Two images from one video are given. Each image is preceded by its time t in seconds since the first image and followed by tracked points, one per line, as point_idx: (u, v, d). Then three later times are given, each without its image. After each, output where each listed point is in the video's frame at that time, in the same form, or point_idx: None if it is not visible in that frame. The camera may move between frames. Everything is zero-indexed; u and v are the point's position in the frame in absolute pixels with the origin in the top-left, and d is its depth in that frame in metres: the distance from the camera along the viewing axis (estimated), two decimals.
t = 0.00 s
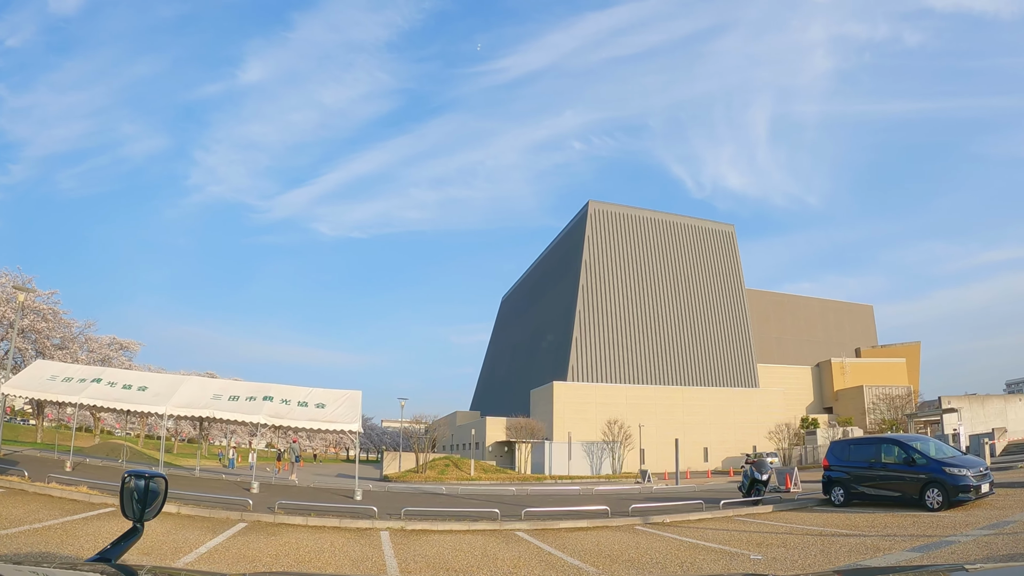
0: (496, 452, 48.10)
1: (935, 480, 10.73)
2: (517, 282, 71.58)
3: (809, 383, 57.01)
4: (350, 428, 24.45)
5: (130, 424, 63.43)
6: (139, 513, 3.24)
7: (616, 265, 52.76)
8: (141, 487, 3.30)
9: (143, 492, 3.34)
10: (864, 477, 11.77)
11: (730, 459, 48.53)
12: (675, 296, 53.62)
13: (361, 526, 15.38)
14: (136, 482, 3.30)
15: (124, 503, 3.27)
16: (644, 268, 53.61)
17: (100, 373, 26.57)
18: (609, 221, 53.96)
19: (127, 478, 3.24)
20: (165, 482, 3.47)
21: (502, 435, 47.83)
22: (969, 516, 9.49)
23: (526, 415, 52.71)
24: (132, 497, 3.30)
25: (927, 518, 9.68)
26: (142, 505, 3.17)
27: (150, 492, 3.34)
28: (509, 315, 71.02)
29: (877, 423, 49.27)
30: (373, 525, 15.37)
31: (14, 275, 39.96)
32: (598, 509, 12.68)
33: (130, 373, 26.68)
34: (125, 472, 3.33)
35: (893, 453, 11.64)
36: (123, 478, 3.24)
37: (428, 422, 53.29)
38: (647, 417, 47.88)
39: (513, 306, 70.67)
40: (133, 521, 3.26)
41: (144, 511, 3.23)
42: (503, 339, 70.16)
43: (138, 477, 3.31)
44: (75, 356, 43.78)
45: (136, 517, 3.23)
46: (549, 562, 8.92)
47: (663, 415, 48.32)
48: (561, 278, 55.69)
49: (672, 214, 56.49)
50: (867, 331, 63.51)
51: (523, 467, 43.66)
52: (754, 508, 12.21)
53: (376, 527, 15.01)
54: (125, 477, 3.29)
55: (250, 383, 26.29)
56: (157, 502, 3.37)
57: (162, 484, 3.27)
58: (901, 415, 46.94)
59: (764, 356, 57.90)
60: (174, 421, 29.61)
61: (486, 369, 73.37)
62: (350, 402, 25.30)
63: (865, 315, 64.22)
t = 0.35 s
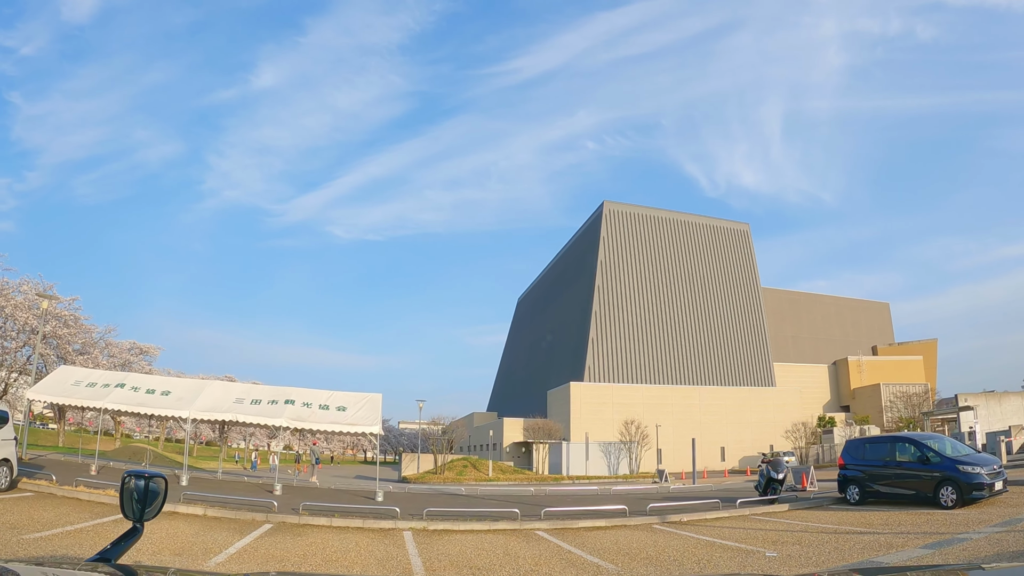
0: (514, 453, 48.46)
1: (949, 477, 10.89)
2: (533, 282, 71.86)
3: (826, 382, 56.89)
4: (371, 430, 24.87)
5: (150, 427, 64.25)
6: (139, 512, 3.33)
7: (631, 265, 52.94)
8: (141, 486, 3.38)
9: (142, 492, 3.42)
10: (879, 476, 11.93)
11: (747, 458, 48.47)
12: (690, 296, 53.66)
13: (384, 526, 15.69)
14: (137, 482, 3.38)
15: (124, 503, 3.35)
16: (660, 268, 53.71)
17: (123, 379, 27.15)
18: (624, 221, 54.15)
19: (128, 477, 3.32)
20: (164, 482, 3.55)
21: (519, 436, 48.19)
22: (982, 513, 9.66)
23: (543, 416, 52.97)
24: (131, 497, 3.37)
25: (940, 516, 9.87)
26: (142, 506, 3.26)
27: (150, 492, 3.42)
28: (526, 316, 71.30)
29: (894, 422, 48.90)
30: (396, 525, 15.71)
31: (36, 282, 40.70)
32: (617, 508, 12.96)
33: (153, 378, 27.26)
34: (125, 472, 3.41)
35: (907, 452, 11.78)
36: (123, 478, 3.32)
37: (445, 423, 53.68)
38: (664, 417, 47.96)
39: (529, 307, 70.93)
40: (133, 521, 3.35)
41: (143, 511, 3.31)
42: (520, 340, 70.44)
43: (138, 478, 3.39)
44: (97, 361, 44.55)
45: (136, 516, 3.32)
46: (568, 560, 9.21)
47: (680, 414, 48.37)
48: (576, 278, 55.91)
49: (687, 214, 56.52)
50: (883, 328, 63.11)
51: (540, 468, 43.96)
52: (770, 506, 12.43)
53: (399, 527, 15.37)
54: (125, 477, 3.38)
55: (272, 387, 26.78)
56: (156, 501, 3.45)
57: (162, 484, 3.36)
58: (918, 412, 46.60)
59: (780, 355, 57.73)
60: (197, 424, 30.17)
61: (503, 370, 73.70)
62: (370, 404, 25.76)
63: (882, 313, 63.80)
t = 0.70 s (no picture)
0: (527, 454, 48.74)
1: (959, 477, 11.03)
2: (545, 283, 72.13)
3: (839, 381, 56.69)
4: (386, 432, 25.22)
5: (167, 431, 64.97)
6: (139, 512, 3.42)
7: (643, 265, 53.08)
8: (141, 487, 3.46)
9: (142, 492, 3.50)
10: (890, 476, 12.07)
11: (761, 458, 48.44)
12: (702, 296, 53.70)
13: (402, 526, 15.98)
14: (136, 483, 3.47)
15: (125, 503, 3.44)
16: (672, 268, 53.80)
17: (141, 383, 27.64)
18: (636, 222, 54.30)
19: (127, 478, 3.41)
20: (164, 482, 3.64)
21: (532, 437, 48.47)
22: (990, 513, 9.83)
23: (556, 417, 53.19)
24: (131, 497, 3.47)
25: (949, 515, 10.03)
26: (142, 505, 3.34)
27: (150, 492, 3.51)
28: (538, 317, 71.56)
29: (907, 422, 48.51)
30: (414, 525, 16.01)
31: (53, 288, 41.31)
32: (631, 508, 13.18)
33: (170, 382, 27.75)
34: (126, 473, 3.50)
35: (917, 451, 11.92)
36: (124, 478, 3.42)
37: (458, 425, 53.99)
38: (677, 417, 48.04)
39: (541, 308, 71.18)
40: (133, 521, 3.44)
41: (143, 512, 3.40)
42: (532, 341, 70.70)
43: (138, 477, 3.48)
44: (113, 365, 45.27)
45: (136, 517, 3.41)
46: (582, 559, 9.44)
47: (693, 415, 48.42)
48: (588, 280, 56.14)
49: (698, 214, 56.57)
50: (896, 327, 62.75)
51: (553, 469, 44.18)
52: (781, 506, 12.61)
53: (416, 527, 15.67)
54: (125, 478, 3.47)
55: (288, 390, 27.19)
56: (156, 501, 3.54)
57: (162, 484, 3.44)
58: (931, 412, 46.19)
59: (792, 354, 57.64)
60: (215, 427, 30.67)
61: (515, 371, 73.99)
62: (385, 407, 26.13)
63: (894, 311, 63.48)
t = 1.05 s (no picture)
0: (537, 455, 48.97)
1: (965, 476, 11.16)
2: (554, 285, 72.38)
3: (849, 381, 56.51)
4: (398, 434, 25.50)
5: (179, 433, 65.56)
6: (139, 513, 3.42)
7: (653, 266, 53.17)
8: (141, 487, 3.47)
9: (142, 492, 3.51)
10: (898, 475, 12.20)
11: (771, 458, 48.40)
12: (712, 296, 53.73)
13: (415, 527, 16.23)
14: (136, 483, 3.47)
15: (125, 504, 3.44)
16: (681, 269, 53.88)
17: (155, 387, 28.01)
18: (645, 223, 54.42)
19: (127, 478, 3.42)
20: (164, 482, 3.64)
21: (542, 438, 48.68)
22: (997, 512, 9.95)
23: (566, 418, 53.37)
24: (131, 497, 3.46)
25: (956, 514, 10.16)
26: (142, 506, 3.35)
27: (150, 492, 3.52)
28: (547, 318, 71.81)
29: (917, 421, 48.47)
30: (427, 525, 16.28)
31: (66, 292, 41.77)
32: (641, 508, 13.37)
33: (184, 385, 28.12)
34: (125, 473, 3.50)
35: (924, 451, 12.05)
36: (123, 478, 3.41)
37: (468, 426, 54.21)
38: (687, 417, 48.10)
39: (551, 310, 71.43)
40: (133, 521, 3.43)
41: (143, 513, 3.40)
42: (542, 342, 70.93)
43: (137, 477, 3.48)
44: (126, 368, 45.74)
45: (136, 518, 3.41)
46: (593, 558, 9.63)
47: (703, 415, 48.47)
48: (598, 281, 56.26)
49: (707, 214, 56.60)
50: (906, 327, 62.48)
51: (563, 469, 44.36)
52: (789, 506, 12.76)
53: (429, 527, 15.87)
54: (125, 477, 3.47)
55: (300, 393, 27.53)
56: (156, 501, 3.55)
57: (162, 484, 3.45)
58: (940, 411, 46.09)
59: (801, 353, 57.52)
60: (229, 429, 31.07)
61: (526, 372, 74.23)
62: (397, 409, 26.42)
63: (904, 310, 63.22)
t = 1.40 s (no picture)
0: (546, 455, 49.12)
1: (971, 476, 11.26)
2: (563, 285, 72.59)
3: (857, 381, 56.39)
4: (408, 435, 25.71)
5: (189, 433, 65.96)
6: (139, 513, 3.41)
7: (661, 266, 53.24)
8: (142, 486, 3.47)
9: (143, 492, 3.51)
10: (905, 475, 12.29)
11: (780, 458, 48.34)
12: (720, 297, 53.75)
13: (426, 527, 16.39)
14: (138, 482, 3.47)
15: (125, 504, 3.44)
16: (689, 269, 53.92)
17: (167, 388, 28.37)
18: (654, 223, 54.49)
19: (128, 478, 3.41)
20: (164, 482, 3.63)
21: (551, 438, 48.84)
22: (1003, 513, 10.06)
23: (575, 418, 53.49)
24: (131, 498, 3.46)
25: (963, 514, 10.26)
26: (141, 506, 3.34)
27: (150, 492, 3.50)
28: (556, 318, 71.99)
29: (925, 420, 48.17)
30: (438, 525, 16.44)
31: (77, 295, 42.41)
32: (650, 508, 13.52)
33: (196, 387, 28.48)
34: (126, 472, 3.51)
35: (931, 451, 12.15)
36: (123, 479, 3.41)
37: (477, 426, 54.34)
38: (695, 418, 48.13)
39: (559, 310, 71.60)
40: (133, 521, 3.42)
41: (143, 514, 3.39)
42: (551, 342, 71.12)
43: (139, 477, 3.48)
44: (136, 369, 46.11)
45: (136, 517, 3.41)
46: (601, 557, 9.80)
47: (711, 415, 48.48)
48: (606, 281, 56.37)
49: (715, 214, 56.61)
50: (914, 326, 62.27)
51: (572, 469, 44.47)
52: (797, 505, 12.88)
53: (440, 527, 16.09)
54: (126, 478, 3.46)
55: (311, 394, 27.81)
56: (157, 502, 3.54)
57: (162, 484, 3.44)
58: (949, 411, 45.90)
59: (809, 353, 57.43)
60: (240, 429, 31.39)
61: (534, 372, 74.46)
62: (407, 410, 26.69)
63: (912, 310, 62.99)
